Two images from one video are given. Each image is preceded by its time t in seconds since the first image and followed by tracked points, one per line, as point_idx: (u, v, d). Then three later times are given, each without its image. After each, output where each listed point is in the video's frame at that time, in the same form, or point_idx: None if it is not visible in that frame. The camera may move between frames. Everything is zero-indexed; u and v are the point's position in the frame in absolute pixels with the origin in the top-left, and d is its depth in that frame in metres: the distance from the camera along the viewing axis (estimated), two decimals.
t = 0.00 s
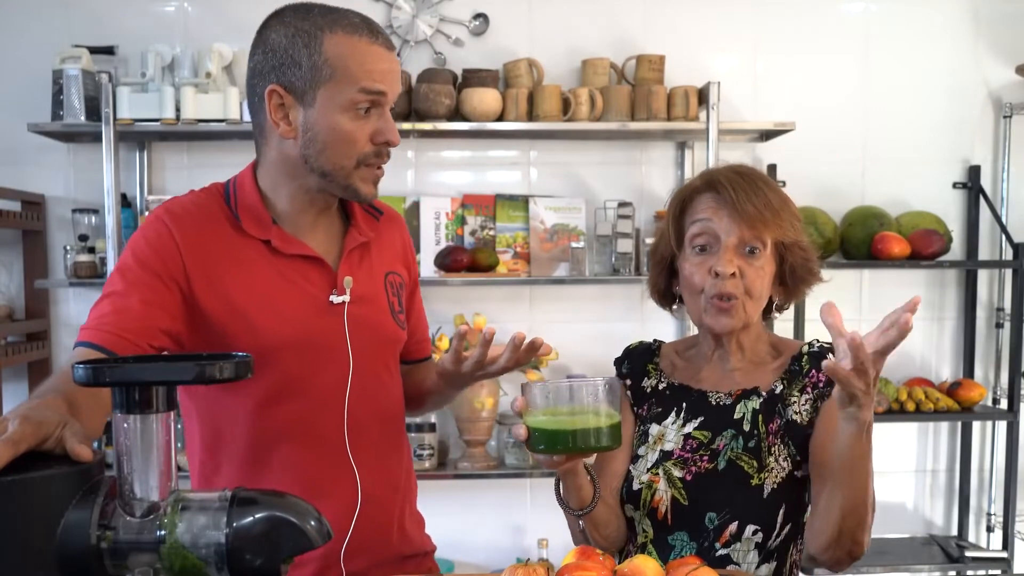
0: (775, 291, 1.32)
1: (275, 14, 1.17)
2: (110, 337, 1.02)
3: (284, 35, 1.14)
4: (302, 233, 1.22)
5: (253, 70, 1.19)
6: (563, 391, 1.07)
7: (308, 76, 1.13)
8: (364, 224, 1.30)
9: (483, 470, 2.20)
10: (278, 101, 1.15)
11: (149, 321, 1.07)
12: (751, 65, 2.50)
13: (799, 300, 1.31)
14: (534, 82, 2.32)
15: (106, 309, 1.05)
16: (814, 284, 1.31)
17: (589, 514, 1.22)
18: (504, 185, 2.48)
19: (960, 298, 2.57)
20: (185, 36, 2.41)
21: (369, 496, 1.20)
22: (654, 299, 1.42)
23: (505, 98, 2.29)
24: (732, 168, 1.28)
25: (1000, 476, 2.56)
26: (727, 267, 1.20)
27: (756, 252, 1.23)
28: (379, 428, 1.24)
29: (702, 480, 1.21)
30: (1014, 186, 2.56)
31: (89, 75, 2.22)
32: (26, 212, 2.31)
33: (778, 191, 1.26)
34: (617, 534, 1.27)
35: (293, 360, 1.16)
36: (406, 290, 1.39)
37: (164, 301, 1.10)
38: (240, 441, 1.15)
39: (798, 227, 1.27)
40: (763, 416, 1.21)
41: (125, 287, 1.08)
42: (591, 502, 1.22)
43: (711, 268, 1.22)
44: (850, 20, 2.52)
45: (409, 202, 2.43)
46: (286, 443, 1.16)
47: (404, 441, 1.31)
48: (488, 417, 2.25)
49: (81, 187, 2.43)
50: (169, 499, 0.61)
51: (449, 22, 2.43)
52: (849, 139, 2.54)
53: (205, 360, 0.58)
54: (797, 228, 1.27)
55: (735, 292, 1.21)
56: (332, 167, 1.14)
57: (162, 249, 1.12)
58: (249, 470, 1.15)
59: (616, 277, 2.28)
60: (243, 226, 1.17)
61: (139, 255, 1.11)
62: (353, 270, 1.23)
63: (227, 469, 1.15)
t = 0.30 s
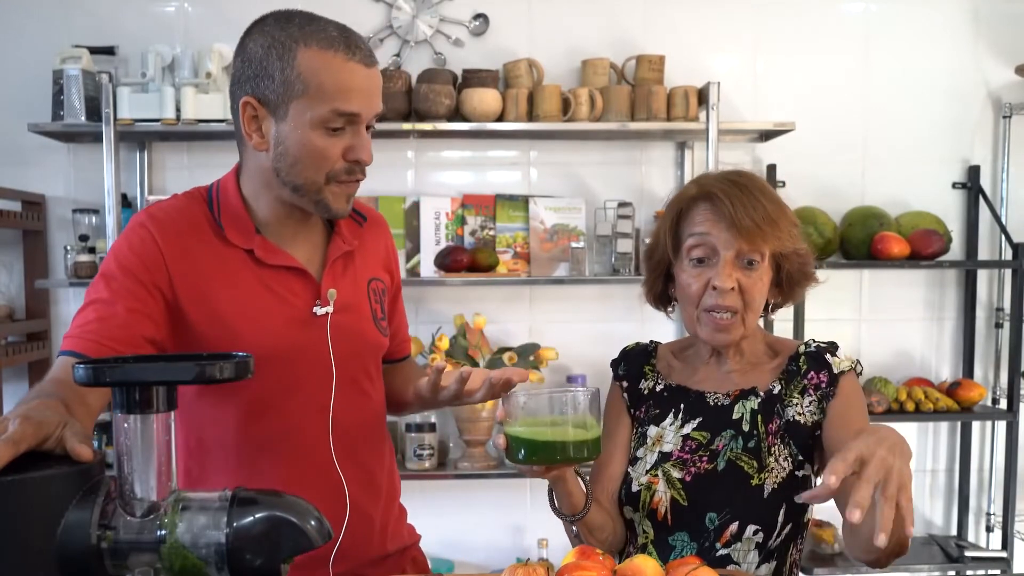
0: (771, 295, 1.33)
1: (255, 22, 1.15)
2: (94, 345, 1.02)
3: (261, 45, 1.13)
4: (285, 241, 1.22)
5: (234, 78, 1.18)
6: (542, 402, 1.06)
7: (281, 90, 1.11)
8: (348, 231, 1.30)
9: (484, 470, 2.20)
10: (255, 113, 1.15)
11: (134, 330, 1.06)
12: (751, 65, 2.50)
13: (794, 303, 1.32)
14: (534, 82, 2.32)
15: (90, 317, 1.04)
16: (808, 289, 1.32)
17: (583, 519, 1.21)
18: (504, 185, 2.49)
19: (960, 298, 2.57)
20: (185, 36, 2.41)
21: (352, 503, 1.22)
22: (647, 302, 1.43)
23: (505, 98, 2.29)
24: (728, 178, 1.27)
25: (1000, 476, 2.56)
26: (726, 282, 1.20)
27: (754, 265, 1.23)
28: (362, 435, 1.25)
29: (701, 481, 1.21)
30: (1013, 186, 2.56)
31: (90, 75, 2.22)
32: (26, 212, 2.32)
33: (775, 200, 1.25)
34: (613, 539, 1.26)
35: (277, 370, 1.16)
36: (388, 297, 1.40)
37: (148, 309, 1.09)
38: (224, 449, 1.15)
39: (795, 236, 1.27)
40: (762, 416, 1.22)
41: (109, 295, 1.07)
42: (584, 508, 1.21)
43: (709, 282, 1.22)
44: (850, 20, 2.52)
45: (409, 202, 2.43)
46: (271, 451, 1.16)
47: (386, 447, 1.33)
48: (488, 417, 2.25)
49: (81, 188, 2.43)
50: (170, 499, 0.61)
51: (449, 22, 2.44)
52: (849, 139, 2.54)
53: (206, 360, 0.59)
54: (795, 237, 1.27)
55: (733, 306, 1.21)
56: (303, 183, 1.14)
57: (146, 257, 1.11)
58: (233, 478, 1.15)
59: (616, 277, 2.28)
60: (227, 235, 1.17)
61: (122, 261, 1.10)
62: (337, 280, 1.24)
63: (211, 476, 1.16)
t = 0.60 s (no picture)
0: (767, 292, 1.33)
1: (291, 20, 1.16)
2: (124, 334, 1.03)
3: (295, 42, 1.13)
4: (318, 238, 1.22)
5: (269, 75, 1.18)
6: (539, 411, 1.06)
7: (312, 86, 1.11)
8: (382, 232, 1.30)
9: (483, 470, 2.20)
10: (285, 109, 1.15)
11: (164, 320, 1.07)
12: (751, 65, 2.50)
13: (787, 299, 1.32)
14: (534, 82, 2.32)
15: (122, 305, 1.06)
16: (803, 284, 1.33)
17: (582, 523, 1.21)
18: (504, 185, 2.49)
19: (960, 298, 2.57)
20: (185, 36, 2.41)
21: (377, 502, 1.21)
22: (643, 302, 1.43)
23: (505, 98, 2.29)
24: (730, 173, 1.27)
25: (1000, 476, 2.56)
26: (730, 278, 1.20)
27: (756, 260, 1.23)
28: (390, 436, 1.24)
29: (697, 482, 1.21)
30: (1013, 186, 2.56)
31: (89, 75, 2.22)
32: (26, 212, 2.32)
33: (776, 195, 1.25)
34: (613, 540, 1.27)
35: (307, 366, 1.16)
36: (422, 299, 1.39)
37: (180, 301, 1.10)
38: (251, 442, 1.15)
39: (794, 232, 1.27)
40: (755, 414, 1.21)
41: (142, 285, 1.09)
42: (583, 512, 1.21)
43: (712, 278, 1.22)
44: (850, 20, 2.52)
45: (409, 202, 2.44)
46: (298, 446, 1.16)
47: (414, 448, 1.32)
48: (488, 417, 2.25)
49: (81, 188, 2.43)
50: (170, 499, 0.61)
51: (449, 22, 2.44)
52: (849, 139, 2.54)
53: (206, 360, 0.58)
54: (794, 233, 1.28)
55: (736, 302, 1.21)
56: (333, 180, 1.13)
57: (182, 248, 1.12)
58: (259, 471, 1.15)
59: (616, 277, 2.28)
60: (262, 231, 1.17)
61: (158, 253, 1.11)
62: (370, 279, 1.23)
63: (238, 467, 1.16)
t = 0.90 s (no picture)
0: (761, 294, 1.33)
1: (346, 23, 1.16)
2: (165, 319, 1.03)
3: (347, 44, 1.14)
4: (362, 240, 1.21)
5: (322, 76, 1.20)
6: (527, 418, 1.06)
7: (359, 88, 1.11)
8: (426, 236, 1.29)
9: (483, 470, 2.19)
10: (335, 110, 1.16)
11: (205, 310, 1.07)
12: (751, 65, 2.50)
13: (780, 301, 1.32)
14: (534, 82, 2.33)
15: (164, 291, 1.06)
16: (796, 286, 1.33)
17: (576, 527, 1.23)
18: (504, 185, 2.49)
19: (960, 298, 2.57)
20: (185, 36, 2.41)
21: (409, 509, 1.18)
22: (635, 301, 1.43)
23: (505, 98, 2.29)
24: (720, 174, 1.27)
25: (1000, 476, 2.57)
26: (721, 284, 1.20)
27: (747, 264, 1.23)
28: (427, 440, 1.22)
29: (690, 485, 1.21)
30: (1013, 186, 2.56)
31: (90, 75, 2.22)
32: (26, 212, 2.32)
33: (768, 197, 1.25)
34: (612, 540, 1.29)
35: (346, 366, 1.15)
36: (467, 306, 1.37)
37: (222, 293, 1.10)
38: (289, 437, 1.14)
39: (787, 236, 1.27)
40: (748, 417, 1.21)
41: (186, 274, 1.09)
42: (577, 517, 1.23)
43: (703, 284, 1.21)
44: (850, 20, 2.52)
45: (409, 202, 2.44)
46: (332, 445, 1.15)
47: (451, 456, 1.29)
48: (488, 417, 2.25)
49: (82, 188, 2.43)
50: (170, 499, 0.62)
51: (449, 22, 2.44)
52: (849, 139, 2.54)
53: (204, 360, 0.58)
54: (786, 236, 1.27)
55: (727, 309, 1.21)
56: (375, 181, 1.13)
57: (228, 242, 1.13)
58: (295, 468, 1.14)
59: (616, 277, 2.28)
60: (308, 231, 1.17)
61: (205, 245, 1.12)
62: (412, 283, 1.22)
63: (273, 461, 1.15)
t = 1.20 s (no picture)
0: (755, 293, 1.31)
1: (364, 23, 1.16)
2: (186, 316, 1.02)
3: (363, 42, 1.14)
4: (383, 240, 1.20)
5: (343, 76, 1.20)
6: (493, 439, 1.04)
7: (370, 85, 1.11)
8: (451, 238, 1.27)
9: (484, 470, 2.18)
10: (350, 107, 1.16)
11: (227, 308, 1.07)
12: (751, 65, 2.50)
13: (777, 301, 1.29)
14: (534, 82, 2.32)
15: (187, 288, 1.06)
16: (797, 283, 1.30)
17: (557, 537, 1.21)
18: (504, 185, 2.49)
19: (960, 298, 2.57)
20: (185, 36, 2.41)
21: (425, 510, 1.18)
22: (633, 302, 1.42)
23: (505, 98, 2.29)
24: (696, 170, 1.26)
25: (1000, 476, 2.57)
26: (691, 278, 1.19)
27: (724, 260, 1.21)
28: (446, 443, 1.21)
29: (688, 489, 1.20)
30: (1013, 186, 2.56)
31: (90, 75, 2.22)
32: (26, 212, 2.32)
33: (746, 190, 1.25)
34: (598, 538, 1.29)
35: (366, 367, 1.15)
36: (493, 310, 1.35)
37: (244, 291, 1.10)
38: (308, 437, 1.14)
39: (770, 230, 1.25)
40: (748, 421, 1.22)
41: (208, 272, 1.09)
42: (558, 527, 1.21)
43: (677, 280, 1.21)
44: (850, 20, 2.52)
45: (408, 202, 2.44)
46: (350, 444, 1.15)
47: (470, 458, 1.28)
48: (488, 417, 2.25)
49: (81, 188, 2.43)
50: (170, 499, 0.62)
51: (449, 22, 2.44)
52: (849, 139, 2.54)
53: (205, 360, 0.58)
54: (771, 231, 1.25)
55: (702, 305, 1.20)
56: (386, 178, 1.11)
57: (249, 241, 1.13)
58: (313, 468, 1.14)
59: (616, 277, 2.28)
60: (331, 233, 1.17)
61: (227, 244, 1.12)
62: (434, 286, 1.21)
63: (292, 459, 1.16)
